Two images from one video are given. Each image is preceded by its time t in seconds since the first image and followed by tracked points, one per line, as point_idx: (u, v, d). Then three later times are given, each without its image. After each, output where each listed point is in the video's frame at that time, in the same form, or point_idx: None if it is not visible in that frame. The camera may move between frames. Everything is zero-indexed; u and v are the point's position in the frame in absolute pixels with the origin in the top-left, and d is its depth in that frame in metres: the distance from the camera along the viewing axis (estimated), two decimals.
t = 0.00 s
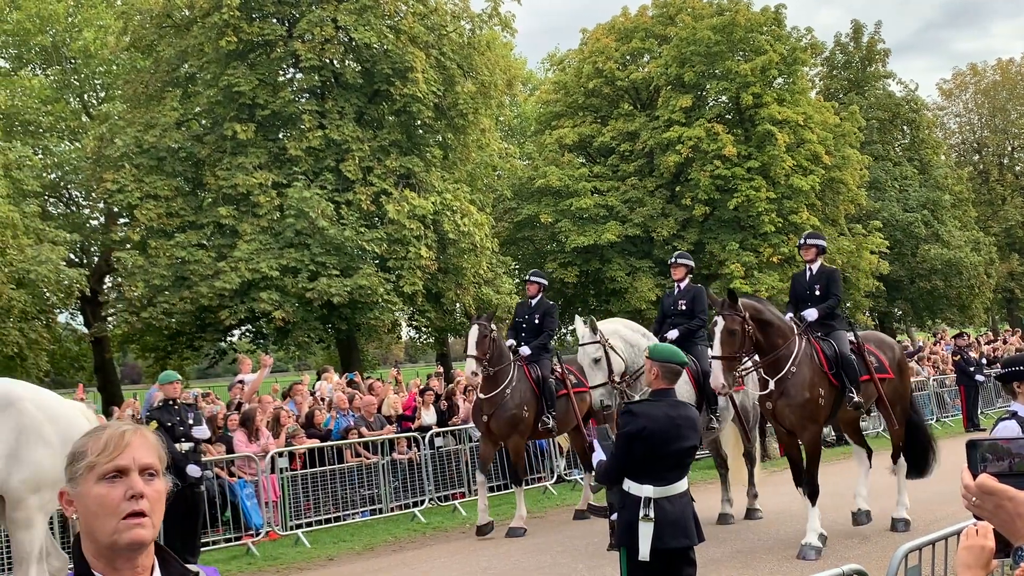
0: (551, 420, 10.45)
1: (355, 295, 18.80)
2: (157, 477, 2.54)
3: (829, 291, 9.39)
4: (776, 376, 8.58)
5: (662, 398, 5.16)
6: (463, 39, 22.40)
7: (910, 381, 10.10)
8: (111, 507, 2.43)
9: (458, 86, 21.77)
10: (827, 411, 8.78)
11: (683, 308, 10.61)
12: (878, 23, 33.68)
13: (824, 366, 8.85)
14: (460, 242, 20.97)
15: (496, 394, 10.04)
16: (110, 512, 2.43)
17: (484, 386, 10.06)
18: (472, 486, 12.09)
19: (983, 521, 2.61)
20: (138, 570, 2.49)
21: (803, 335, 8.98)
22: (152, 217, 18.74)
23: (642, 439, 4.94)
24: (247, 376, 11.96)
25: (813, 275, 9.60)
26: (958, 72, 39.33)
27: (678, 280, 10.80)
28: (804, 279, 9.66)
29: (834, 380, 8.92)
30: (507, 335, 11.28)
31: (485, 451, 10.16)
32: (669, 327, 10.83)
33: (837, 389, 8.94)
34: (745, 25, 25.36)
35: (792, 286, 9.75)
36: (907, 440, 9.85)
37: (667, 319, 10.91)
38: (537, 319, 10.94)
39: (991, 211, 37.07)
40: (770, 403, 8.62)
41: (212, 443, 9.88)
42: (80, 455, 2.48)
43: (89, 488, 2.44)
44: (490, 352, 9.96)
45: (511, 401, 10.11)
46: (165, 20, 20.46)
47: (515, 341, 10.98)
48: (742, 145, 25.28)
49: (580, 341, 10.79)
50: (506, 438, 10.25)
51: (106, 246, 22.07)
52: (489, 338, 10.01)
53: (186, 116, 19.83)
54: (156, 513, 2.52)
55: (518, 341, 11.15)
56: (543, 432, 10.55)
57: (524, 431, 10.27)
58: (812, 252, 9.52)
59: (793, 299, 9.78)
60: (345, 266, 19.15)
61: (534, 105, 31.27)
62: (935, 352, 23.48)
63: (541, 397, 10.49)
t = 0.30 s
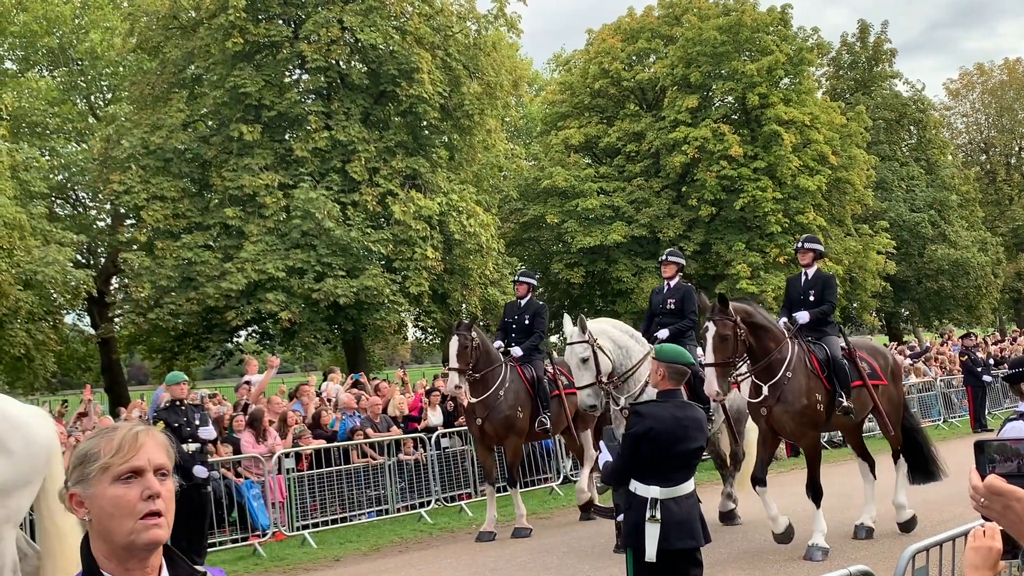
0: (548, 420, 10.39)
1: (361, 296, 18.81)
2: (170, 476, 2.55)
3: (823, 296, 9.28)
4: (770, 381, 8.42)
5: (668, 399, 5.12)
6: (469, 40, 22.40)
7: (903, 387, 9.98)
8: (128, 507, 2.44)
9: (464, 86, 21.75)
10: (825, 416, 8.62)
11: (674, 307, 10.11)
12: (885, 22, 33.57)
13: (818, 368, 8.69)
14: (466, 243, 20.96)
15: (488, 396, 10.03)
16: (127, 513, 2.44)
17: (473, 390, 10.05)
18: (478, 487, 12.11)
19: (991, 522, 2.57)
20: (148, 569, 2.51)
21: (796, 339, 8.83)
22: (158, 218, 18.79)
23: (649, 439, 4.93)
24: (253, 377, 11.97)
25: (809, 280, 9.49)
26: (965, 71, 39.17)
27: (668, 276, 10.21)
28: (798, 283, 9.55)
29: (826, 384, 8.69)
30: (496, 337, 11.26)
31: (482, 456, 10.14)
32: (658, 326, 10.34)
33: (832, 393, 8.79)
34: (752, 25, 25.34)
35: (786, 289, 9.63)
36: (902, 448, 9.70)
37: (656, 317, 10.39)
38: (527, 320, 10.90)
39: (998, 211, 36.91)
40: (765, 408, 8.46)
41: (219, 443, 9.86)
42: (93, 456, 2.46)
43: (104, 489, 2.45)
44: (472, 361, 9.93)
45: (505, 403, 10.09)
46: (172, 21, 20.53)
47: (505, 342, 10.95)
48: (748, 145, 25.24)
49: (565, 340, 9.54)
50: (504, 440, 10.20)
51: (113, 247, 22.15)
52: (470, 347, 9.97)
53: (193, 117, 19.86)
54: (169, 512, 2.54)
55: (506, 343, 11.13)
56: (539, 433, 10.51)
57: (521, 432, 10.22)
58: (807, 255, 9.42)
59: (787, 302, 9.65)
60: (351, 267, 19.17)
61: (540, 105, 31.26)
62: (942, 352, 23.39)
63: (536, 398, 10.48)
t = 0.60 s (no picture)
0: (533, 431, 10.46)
1: (364, 299, 18.80)
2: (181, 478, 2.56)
3: (811, 294, 9.12)
4: (754, 384, 8.33)
5: (671, 401, 5.10)
6: (471, 43, 22.40)
7: (892, 385, 9.97)
8: (142, 512, 2.44)
9: (467, 89, 21.67)
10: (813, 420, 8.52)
11: (659, 312, 9.74)
12: (888, 24, 33.55)
13: (805, 370, 8.58)
14: (469, 245, 20.96)
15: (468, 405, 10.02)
16: (144, 518, 2.44)
17: (456, 399, 10.03)
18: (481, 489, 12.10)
19: (994, 524, 2.55)
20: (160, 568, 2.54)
21: (783, 340, 8.68)
22: (161, 220, 18.81)
23: (652, 441, 4.92)
24: (256, 380, 11.95)
25: (794, 277, 9.31)
26: (967, 73, 39.13)
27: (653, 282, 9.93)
28: (782, 280, 9.38)
29: (815, 385, 8.61)
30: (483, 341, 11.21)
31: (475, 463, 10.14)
32: (643, 332, 10.01)
33: (819, 394, 8.68)
34: (754, 28, 25.36)
35: (770, 287, 9.46)
36: (883, 447, 9.72)
37: (642, 323, 10.03)
38: (513, 325, 10.78)
39: (1000, 212, 36.85)
40: (748, 411, 8.37)
41: (222, 446, 9.84)
42: (104, 460, 2.44)
43: (121, 494, 2.43)
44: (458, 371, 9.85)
45: (485, 410, 10.04)
46: (174, 24, 20.54)
47: (492, 348, 10.91)
48: (751, 147, 25.22)
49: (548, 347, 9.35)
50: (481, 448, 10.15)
51: (116, 250, 22.17)
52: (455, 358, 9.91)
53: (195, 120, 19.85)
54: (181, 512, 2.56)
55: (493, 347, 11.06)
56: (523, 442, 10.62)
57: (501, 439, 10.15)
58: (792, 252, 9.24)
59: (771, 300, 9.50)
60: (354, 269, 19.17)
61: (543, 108, 31.27)
62: (945, 354, 23.34)
63: (520, 407, 10.49)
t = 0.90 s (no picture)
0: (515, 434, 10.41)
1: (365, 301, 18.81)
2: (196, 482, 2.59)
3: (794, 299, 9.07)
4: (733, 390, 8.26)
5: (671, 404, 5.09)
6: (472, 45, 22.42)
7: (881, 395, 9.82)
8: (174, 518, 2.44)
9: (468, 91, 21.62)
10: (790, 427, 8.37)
11: (642, 310, 9.73)
12: (888, 26, 33.57)
13: (786, 377, 8.47)
14: (470, 248, 20.98)
15: (455, 407, 9.93)
16: (175, 522, 2.44)
17: (444, 399, 9.93)
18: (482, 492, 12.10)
19: (992, 527, 2.54)
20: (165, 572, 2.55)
21: (765, 344, 8.58)
22: (162, 223, 18.83)
23: (650, 445, 4.91)
24: (257, 382, 11.92)
25: (778, 282, 9.29)
26: (968, 75, 39.12)
27: (638, 280, 9.94)
28: (766, 286, 9.37)
29: (795, 393, 8.53)
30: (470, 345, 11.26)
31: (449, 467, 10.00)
32: (628, 333, 9.96)
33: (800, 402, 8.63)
34: (754, 30, 25.37)
35: (754, 291, 9.44)
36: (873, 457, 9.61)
37: (626, 322, 10.01)
38: (497, 326, 10.85)
39: (1002, 214, 36.82)
40: (726, 417, 8.32)
41: (223, 449, 9.83)
42: (137, 466, 2.41)
43: (159, 500, 2.41)
44: (451, 366, 9.79)
45: (472, 413, 9.98)
46: (175, 28, 20.56)
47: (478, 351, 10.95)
48: (752, 149, 25.22)
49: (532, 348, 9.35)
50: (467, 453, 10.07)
51: (117, 253, 22.19)
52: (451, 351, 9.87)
53: (196, 123, 19.85)
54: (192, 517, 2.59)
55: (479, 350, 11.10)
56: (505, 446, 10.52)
57: (485, 444, 10.10)
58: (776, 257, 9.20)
59: (756, 306, 9.47)
60: (355, 272, 19.17)
61: (544, 110, 31.31)
62: (946, 356, 23.31)
63: (506, 410, 10.46)
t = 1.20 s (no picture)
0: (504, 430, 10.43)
1: (368, 302, 18.82)
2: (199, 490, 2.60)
3: (781, 294, 8.99)
4: (716, 389, 8.12)
5: (671, 404, 5.08)
6: (473, 46, 22.42)
7: (869, 392, 9.82)
8: (186, 523, 2.45)
9: (470, 92, 21.63)
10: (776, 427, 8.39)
11: (625, 314, 9.60)
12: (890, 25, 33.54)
13: (773, 377, 8.45)
14: (472, 248, 20.99)
15: (442, 407, 9.87)
16: (186, 526, 2.46)
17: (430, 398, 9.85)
18: (483, 493, 12.11)
19: (991, 527, 2.53)
20: None
21: (749, 343, 8.49)
22: (164, 225, 18.85)
23: (651, 445, 4.91)
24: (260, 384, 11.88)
25: (764, 278, 9.19)
26: (970, 74, 39.08)
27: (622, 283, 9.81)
28: (753, 282, 9.27)
29: (781, 393, 8.48)
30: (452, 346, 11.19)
31: (434, 468, 9.93)
32: (609, 334, 9.89)
33: (788, 402, 8.57)
34: (756, 29, 25.33)
35: (741, 289, 9.34)
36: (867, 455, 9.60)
37: (608, 324, 9.90)
38: (481, 328, 10.83)
39: (1004, 213, 36.79)
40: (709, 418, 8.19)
41: (225, 450, 9.85)
42: (158, 471, 2.42)
43: (173, 505, 2.43)
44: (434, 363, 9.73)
45: (462, 413, 9.96)
46: (177, 29, 20.57)
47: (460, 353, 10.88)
48: (754, 149, 25.20)
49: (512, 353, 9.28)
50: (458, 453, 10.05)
51: (120, 255, 22.21)
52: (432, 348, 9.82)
53: (198, 125, 19.85)
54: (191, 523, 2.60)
55: (461, 352, 11.06)
56: (495, 444, 10.49)
57: (476, 444, 10.09)
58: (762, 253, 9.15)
59: (744, 303, 9.38)
60: (357, 273, 19.18)
61: (546, 110, 31.31)
62: (949, 356, 23.27)
63: (492, 408, 10.48)
